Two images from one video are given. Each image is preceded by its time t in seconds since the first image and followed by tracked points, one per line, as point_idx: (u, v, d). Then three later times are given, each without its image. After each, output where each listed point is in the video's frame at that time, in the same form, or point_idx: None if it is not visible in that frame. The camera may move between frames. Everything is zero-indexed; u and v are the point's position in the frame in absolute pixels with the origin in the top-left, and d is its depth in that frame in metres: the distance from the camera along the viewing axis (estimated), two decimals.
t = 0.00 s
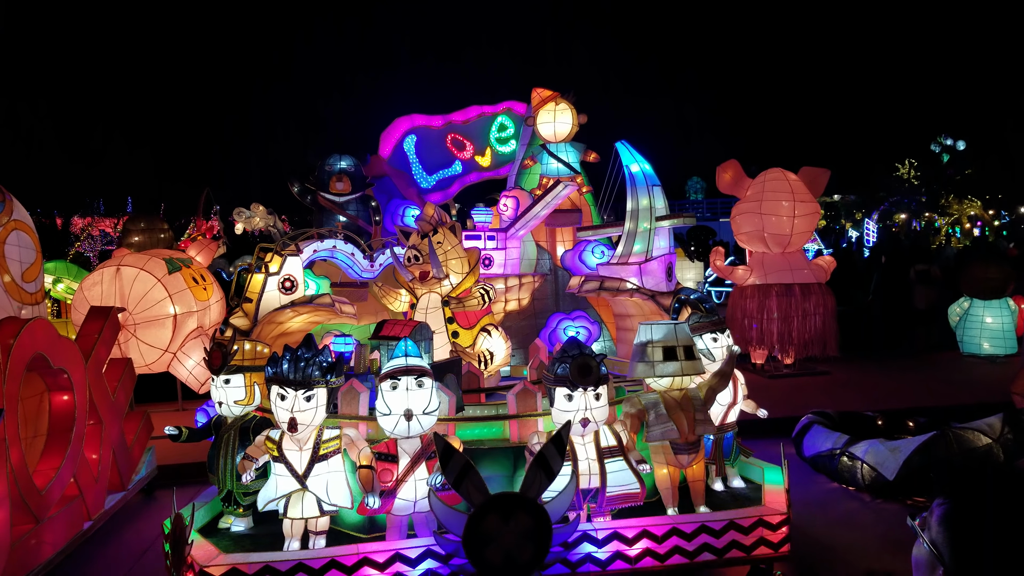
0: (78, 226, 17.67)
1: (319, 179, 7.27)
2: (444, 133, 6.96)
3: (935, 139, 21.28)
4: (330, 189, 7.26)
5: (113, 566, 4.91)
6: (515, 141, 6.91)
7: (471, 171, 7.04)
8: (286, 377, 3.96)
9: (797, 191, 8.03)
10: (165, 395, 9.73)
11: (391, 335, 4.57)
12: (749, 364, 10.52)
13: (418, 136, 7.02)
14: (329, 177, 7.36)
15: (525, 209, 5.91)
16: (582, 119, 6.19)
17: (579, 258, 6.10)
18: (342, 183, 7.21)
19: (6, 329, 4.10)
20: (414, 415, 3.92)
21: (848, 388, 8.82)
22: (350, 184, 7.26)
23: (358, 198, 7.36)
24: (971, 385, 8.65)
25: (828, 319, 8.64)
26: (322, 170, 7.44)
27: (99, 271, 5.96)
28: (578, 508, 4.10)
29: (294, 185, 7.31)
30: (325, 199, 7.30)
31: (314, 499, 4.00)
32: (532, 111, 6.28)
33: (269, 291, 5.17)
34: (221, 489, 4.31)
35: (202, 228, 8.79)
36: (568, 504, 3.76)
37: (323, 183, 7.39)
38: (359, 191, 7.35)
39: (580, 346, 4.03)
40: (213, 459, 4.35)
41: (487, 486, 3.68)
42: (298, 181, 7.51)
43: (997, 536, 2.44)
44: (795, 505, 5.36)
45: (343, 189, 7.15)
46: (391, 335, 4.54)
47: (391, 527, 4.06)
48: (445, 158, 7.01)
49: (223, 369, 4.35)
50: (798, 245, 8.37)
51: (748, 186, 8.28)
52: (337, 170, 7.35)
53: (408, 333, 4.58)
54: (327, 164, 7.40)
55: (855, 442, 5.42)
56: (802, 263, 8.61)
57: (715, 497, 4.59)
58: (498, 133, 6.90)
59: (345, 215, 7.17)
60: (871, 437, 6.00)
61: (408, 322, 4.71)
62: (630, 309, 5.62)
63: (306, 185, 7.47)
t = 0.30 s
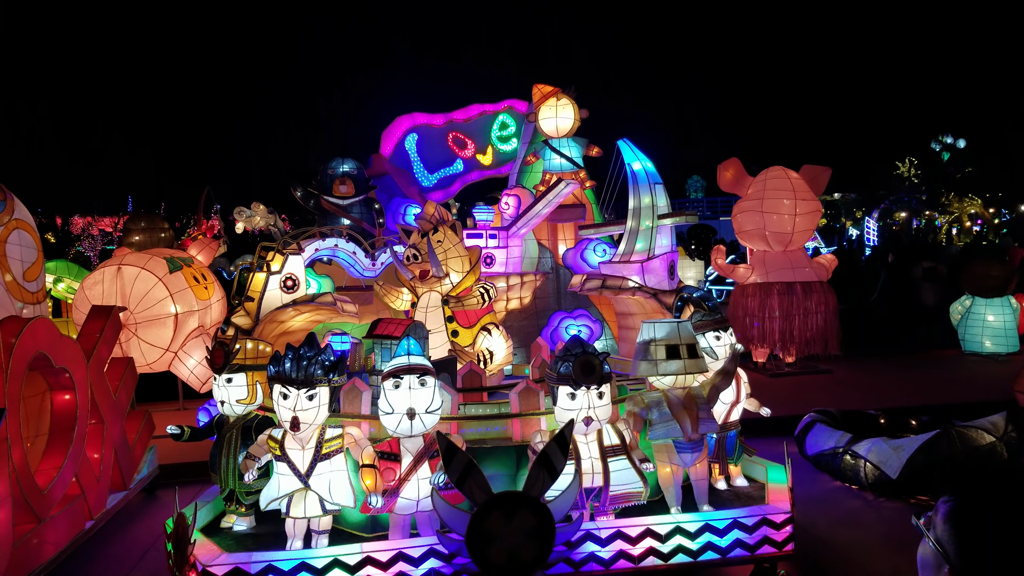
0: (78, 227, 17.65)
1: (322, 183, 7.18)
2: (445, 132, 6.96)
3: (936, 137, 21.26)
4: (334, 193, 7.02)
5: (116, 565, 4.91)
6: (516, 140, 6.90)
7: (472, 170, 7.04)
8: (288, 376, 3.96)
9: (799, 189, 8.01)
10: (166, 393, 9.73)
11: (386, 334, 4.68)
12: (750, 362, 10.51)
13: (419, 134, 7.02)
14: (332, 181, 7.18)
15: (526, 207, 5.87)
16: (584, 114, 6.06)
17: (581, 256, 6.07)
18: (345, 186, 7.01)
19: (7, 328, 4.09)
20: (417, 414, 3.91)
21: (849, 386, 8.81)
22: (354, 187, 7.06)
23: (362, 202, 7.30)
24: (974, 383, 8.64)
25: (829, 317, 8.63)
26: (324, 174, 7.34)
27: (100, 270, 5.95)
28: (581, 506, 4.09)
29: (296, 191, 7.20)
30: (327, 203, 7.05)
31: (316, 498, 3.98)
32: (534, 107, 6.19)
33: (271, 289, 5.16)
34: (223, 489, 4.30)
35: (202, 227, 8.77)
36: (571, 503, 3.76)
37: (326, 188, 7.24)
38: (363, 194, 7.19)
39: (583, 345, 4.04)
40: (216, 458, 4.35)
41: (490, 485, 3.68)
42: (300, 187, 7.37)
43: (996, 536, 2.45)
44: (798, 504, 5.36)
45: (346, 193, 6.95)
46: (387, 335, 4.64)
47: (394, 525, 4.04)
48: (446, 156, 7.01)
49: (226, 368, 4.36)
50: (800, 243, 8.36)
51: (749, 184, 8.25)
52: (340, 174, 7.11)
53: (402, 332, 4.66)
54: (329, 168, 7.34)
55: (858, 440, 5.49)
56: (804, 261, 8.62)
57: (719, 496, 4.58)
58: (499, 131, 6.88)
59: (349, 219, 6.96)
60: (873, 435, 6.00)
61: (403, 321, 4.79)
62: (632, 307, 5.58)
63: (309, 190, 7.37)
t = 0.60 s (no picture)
0: (80, 225, 17.62)
1: (326, 186, 7.21)
2: (449, 130, 6.92)
3: (938, 136, 21.19)
4: (339, 196, 7.13)
5: (120, 563, 4.90)
6: (520, 138, 6.80)
7: (476, 168, 6.97)
8: (292, 373, 3.95)
9: (802, 188, 7.99)
10: (168, 391, 9.73)
11: (381, 332, 4.67)
12: (753, 361, 10.50)
13: (423, 132, 7.00)
14: (337, 183, 7.22)
15: (529, 205, 5.82)
16: (586, 109, 6.07)
17: (584, 254, 6.01)
18: (350, 189, 7.10)
19: (11, 325, 4.09)
20: (422, 411, 3.91)
21: (852, 385, 8.81)
22: (358, 190, 7.12)
23: (367, 204, 7.23)
24: (977, 382, 8.64)
25: (832, 316, 8.63)
26: (329, 177, 7.33)
27: (103, 268, 5.95)
28: (586, 505, 4.08)
29: (302, 196, 7.13)
30: (333, 206, 7.18)
31: (321, 495, 3.98)
32: (537, 103, 6.19)
33: (274, 287, 5.14)
34: (227, 486, 4.30)
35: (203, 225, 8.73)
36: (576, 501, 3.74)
37: (331, 191, 7.28)
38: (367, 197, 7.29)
39: (588, 343, 4.02)
40: (219, 456, 4.32)
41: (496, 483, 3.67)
42: (306, 191, 7.37)
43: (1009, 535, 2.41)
44: (802, 502, 5.36)
45: (351, 196, 7.06)
46: (381, 332, 4.64)
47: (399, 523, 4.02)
48: (450, 154, 6.96)
49: (230, 366, 4.34)
50: (802, 242, 8.35)
51: (752, 182, 8.25)
52: (345, 176, 7.17)
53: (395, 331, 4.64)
54: (334, 171, 7.28)
55: (862, 439, 5.50)
56: (807, 260, 8.63)
57: (723, 494, 4.57)
58: (503, 129, 6.81)
59: (354, 220, 7.03)
60: (878, 434, 6.00)
61: (398, 320, 4.77)
62: (636, 305, 5.59)
63: (314, 194, 7.27)
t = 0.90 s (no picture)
0: (81, 224, 17.59)
1: (330, 189, 7.02)
2: (451, 129, 6.92)
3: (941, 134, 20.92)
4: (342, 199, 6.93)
5: (124, 562, 4.91)
6: (522, 137, 6.81)
7: (478, 167, 6.96)
8: (296, 372, 3.94)
9: (804, 186, 7.96)
10: (171, 391, 9.73)
11: (378, 330, 4.61)
12: (755, 360, 10.50)
13: (425, 131, 7.00)
14: (340, 187, 7.05)
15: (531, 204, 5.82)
16: (588, 105, 6.05)
17: (587, 253, 5.92)
18: (354, 192, 6.89)
19: (15, 325, 4.09)
20: (425, 410, 3.91)
21: (855, 383, 8.81)
22: (363, 193, 6.93)
23: (371, 207, 6.96)
24: (979, 380, 8.64)
25: (834, 314, 8.63)
26: (332, 180, 7.13)
27: (106, 268, 5.96)
28: (590, 503, 4.09)
29: (306, 199, 7.12)
30: (337, 209, 6.98)
31: (324, 494, 3.99)
32: (538, 99, 6.20)
33: (277, 286, 5.16)
34: (230, 485, 4.30)
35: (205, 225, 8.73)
36: (579, 499, 3.75)
37: (335, 195, 7.10)
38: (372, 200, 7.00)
39: (591, 341, 4.02)
40: (223, 455, 4.33)
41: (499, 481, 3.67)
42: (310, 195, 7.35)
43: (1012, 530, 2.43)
44: (805, 500, 5.36)
45: (355, 199, 6.88)
46: (378, 331, 4.57)
47: (402, 521, 4.07)
48: (452, 153, 6.96)
49: (233, 365, 4.33)
50: (804, 241, 8.37)
51: (754, 180, 8.25)
52: (348, 179, 6.97)
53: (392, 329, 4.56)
54: (338, 174, 7.10)
55: (865, 437, 5.49)
56: (809, 259, 8.58)
57: (727, 492, 4.59)
58: (505, 128, 6.82)
59: (358, 223, 6.78)
60: (881, 432, 6.00)
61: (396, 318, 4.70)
62: (638, 304, 5.56)
63: (318, 197, 7.24)
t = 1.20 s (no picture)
0: (83, 223, 17.57)
1: (333, 189, 7.13)
2: (454, 128, 6.92)
3: (941, 134, 20.99)
4: (346, 199, 7.09)
5: (128, 560, 4.92)
6: (525, 136, 6.77)
7: (480, 166, 6.96)
8: (300, 371, 3.96)
9: (806, 185, 7.96)
10: (173, 390, 9.73)
11: (374, 330, 4.53)
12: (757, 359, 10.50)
13: (427, 130, 7.01)
14: (344, 187, 7.14)
15: (534, 202, 5.80)
16: (591, 103, 6.04)
17: (589, 252, 5.97)
18: (357, 192, 7.03)
19: (19, 323, 4.10)
20: (429, 408, 3.91)
21: (857, 382, 8.81)
22: (366, 192, 7.06)
23: (374, 206, 7.20)
24: (982, 379, 8.63)
25: (837, 313, 8.63)
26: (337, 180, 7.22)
27: (109, 267, 5.97)
28: (593, 501, 4.10)
29: (310, 198, 7.18)
30: (340, 208, 7.13)
31: (329, 492, 4.00)
32: (541, 97, 6.20)
33: (280, 285, 5.17)
34: (235, 483, 4.31)
35: (207, 224, 8.73)
36: (583, 498, 3.76)
37: (339, 194, 7.18)
38: (375, 199, 7.20)
39: (595, 340, 4.03)
40: (228, 454, 4.35)
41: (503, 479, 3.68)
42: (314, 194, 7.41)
43: None
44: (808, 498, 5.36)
45: (359, 199, 6.98)
46: (373, 330, 4.49)
47: (406, 519, 4.07)
48: (455, 152, 6.97)
49: (237, 363, 4.34)
50: (807, 239, 8.35)
51: (756, 179, 8.25)
52: (352, 179, 7.06)
53: (388, 328, 4.47)
54: (342, 173, 7.16)
55: (868, 436, 5.49)
56: (811, 258, 8.57)
57: (730, 491, 4.61)
58: (508, 127, 6.77)
59: (362, 223, 6.92)
60: (884, 431, 6.00)
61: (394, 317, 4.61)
62: (641, 303, 5.61)
63: (321, 197, 7.25)
